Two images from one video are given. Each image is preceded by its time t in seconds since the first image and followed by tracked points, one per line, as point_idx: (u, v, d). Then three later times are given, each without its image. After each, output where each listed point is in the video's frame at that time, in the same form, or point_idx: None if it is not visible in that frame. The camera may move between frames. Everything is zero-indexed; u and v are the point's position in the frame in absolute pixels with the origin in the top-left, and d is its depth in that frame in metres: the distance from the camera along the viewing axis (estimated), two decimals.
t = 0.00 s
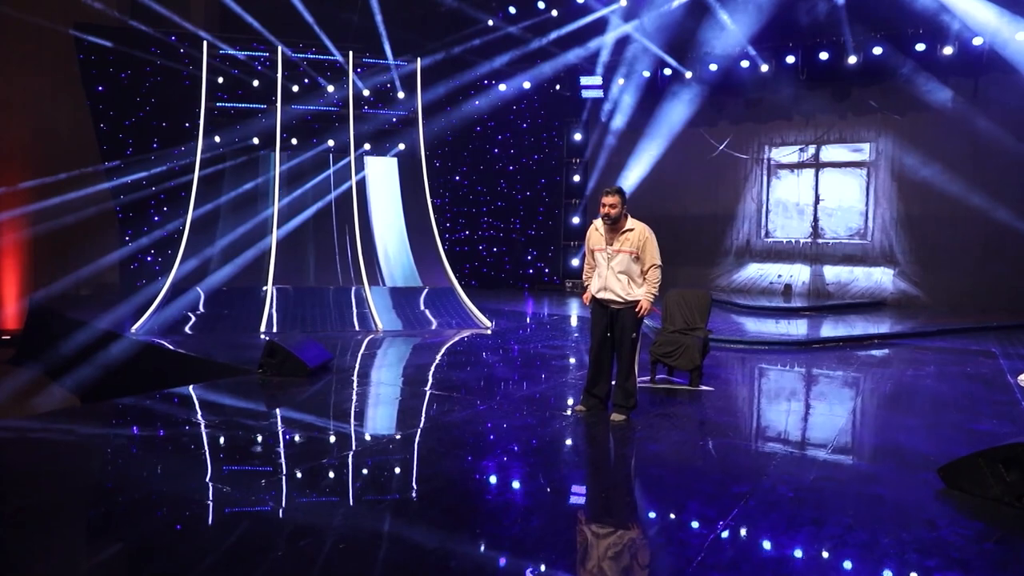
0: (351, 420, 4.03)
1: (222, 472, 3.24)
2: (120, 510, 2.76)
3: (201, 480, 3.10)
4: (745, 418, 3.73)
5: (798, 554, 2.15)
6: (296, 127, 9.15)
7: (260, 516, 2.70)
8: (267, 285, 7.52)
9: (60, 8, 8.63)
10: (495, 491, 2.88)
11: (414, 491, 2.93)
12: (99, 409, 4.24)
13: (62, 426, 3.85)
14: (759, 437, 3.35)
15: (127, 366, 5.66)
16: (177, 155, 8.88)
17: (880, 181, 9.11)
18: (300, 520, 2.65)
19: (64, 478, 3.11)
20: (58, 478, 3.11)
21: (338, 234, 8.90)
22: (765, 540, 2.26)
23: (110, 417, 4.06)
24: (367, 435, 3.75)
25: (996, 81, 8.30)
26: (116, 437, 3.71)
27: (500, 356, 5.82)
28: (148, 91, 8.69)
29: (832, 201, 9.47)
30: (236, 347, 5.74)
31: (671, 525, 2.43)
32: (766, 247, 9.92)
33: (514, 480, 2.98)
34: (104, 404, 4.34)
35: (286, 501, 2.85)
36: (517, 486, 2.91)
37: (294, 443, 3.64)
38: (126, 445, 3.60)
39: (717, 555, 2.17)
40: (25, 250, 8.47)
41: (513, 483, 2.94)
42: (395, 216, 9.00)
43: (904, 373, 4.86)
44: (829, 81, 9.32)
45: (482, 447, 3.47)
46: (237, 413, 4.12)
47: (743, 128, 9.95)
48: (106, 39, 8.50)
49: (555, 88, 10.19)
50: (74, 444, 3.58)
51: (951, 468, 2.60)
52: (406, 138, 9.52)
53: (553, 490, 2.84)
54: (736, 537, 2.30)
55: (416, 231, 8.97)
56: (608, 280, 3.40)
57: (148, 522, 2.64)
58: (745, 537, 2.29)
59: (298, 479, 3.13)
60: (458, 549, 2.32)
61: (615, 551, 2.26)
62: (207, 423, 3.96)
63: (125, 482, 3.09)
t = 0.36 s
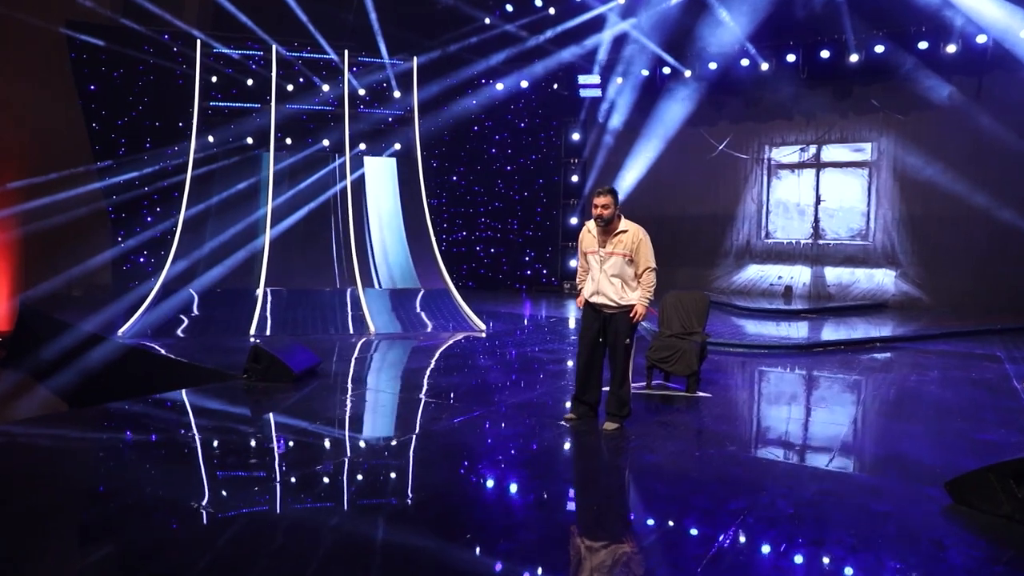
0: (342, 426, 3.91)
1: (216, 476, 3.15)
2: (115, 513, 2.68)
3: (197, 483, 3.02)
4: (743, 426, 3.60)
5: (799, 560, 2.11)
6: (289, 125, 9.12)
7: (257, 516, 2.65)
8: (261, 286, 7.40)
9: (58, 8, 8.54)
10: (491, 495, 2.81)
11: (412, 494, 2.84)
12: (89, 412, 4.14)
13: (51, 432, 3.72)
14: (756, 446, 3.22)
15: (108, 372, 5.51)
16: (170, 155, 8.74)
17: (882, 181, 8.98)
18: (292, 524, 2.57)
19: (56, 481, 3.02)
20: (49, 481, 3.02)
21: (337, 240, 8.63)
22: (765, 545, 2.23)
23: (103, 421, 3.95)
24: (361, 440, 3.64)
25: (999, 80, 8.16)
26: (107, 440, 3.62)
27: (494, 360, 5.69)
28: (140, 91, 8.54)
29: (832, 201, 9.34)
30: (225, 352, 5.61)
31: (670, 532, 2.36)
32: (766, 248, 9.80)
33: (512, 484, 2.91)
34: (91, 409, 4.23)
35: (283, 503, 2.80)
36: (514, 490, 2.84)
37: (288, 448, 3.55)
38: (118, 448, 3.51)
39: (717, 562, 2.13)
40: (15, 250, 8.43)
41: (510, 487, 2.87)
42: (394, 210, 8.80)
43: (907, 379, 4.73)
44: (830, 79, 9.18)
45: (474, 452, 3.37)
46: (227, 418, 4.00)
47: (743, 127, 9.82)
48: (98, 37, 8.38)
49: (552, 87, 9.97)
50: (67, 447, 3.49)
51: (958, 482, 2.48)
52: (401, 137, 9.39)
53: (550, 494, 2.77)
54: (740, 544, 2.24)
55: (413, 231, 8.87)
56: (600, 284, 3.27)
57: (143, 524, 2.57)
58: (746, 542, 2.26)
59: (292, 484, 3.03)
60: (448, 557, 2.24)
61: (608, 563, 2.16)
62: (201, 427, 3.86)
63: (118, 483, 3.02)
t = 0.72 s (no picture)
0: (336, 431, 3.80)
1: (210, 481, 3.06)
2: (110, 515, 2.64)
3: (190, 486, 2.94)
4: (744, 432, 3.47)
5: (800, 564, 2.07)
6: (285, 124, 8.87)
7: (251, 520, 2.58)
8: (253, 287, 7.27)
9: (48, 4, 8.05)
10: (489, 500, 2.71)
11: (408, 498, 2.75)
12: (80, 416, 4.02)
13: (41, 436, 3.61)
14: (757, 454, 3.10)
15: (88, 378, 5.16)
16: (164, 155, 8.69)
17: (885, 181, 8.85)
18: (287, 527, 2.50)
19: (41, 487, 2.92)
20: (35, 486, 2.93)
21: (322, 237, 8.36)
22: (766, 551, 2.17)
23: (96, 425, 3.84)
24: (357, 445, 3.53)
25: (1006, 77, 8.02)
26: (99, 444, 3.52)
27: (490, 364, 5.55)
28: (133, 89, 8.49)
29: (835, 201, 9.21)
30: (214, 356, 5.49)
31: (671, 538, 2.29)
32: (767, 249, 9.67)
33: (511, 488, 2.81)
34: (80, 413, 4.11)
35: (280, 506, 2.74)
36: (513, 495, 2.74)
37: (283, 452, 3.45)
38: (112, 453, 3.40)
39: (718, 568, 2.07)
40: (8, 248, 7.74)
41: (508, 492, 2.77)
42: (394, 210, 8.71)
43: (914, 384, 4.58)
44: (832, 77, 9.05)
45: (468, 457, 3.27)
46: (218, 422, 3.89)
47: (743, 127, 9.69)
48: (91, 35, 8.26)
49: (551, 86, 9.87)
50: (58, 452, 3.40)
51: (974, 498, 2.34)
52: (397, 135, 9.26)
53: (548, 498, 2.69)
54: (746, 552, 2.18)
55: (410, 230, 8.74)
56: (589, 286, 3.13)
57: (139, 528, 2.51)
58: (746, 547, 2.21)
59: (287, 489, 2.91)
60: (439, 568, 2.14)
61: None
62: (195, 432, 3.74)
63: (111, 485, 2.97)
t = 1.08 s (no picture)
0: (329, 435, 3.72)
1: (204, 485, 3.02)
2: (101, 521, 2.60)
3: (184, 492, 2.89)
4: (745, 441, 3.35)
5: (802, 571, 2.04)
6: (280, 123, 8.61)
7: (250, 525, 2.56)
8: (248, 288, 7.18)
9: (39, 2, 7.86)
10: (486, 507, 2.66)
11: (405, 505, 2.72)
12: (71, 420, 3.93)
13: (37, 441, 3.56)
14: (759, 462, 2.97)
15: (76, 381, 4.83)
16: (158, 155, 8.46)
17: (888, 180, 8.72)
18: (283, 535, 2.47)
19: (34, 495, 2.87)
20: (29, 494, 2.87)
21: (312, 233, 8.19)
22: (767, 558, 2.15)
23: (89, 427, 3.79)
24: (352, 450, 3.47)
25: (1012, 75, 7.89)
26: (92, 449, 3.46)
27: (486, 367, 5.42)
28: (127, 88, 8.24)
29: (837, 201, 9.08)
30: (204, 359, 5.37)
31: (670, 544, 2.26)
32: (768, 250, 9.54)
33: (508, 496, 2.74)
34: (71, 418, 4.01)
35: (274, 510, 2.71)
36: (510, 502, 2.68)
37: (278, 457, 3.39)
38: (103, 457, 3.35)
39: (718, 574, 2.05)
40: None
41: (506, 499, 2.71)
42: (383, 212, 8.56)
43: (920, 390, 4.43)
44: (835, 76, 8.92)
45: (461, 464, 3.17)
46: (209, 427, 3.80)
47: (744, 126, 9.56)
48: (83, 33, 8.05)
49: (550, 84, 9.70)
50: (52, 457, 3.34)
51: (991, 516, 2.20)
52: (394, 133, 9.09)
53: (546, 505, 2.64)
54: (747, 562, 2.13)
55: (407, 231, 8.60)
56: (577, 290, 3.01)
57: (129, 537, 2.46)
58: (746, 555, 2.17)
59: (282, 496, 2.87)
60: None
61: None
62: (191, 436, 3.66)
63: (106, 489, 2.95)
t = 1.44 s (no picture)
0: (317, 442, 3.62)
1: (198, 489, 2.99)
2: (94, 523, 2.60)
3: (178, 495, 2.87)
4: (744, 448, 3.23)
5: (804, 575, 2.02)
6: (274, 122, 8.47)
7: (244, 532, 2.53)
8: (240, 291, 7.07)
9: None
10: (484, 513, 2.62)
11: (401, 510, 2.68)
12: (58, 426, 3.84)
13: (25, 446, 3.48)
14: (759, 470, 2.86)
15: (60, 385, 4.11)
16: (151, 154, 8.32)
17: (890, 181, 8.60)
18: (275, 541, 2.44)
19: (22, 502, 2.81)
20: (18, 502, 2.81)
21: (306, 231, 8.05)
22: (767, 562, 2.12)
23: (79, 432, 3.73)
24: (348, 455, 3.41)
25: (1016, 74, 7.77)
26: (83, 454, 3.40)
27: (479, 371, 5.29)
28: (119, 88, 8.11)
29: (839, 202, 8.96)
30: (190, 363, 5.26)
31: (666, 548, 2.24)
32: (769, 251, 9.42)
33: (505, 501, 2.71)
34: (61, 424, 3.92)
35: (269, 516, 2.68)
36: (507, 507, 2.64)
37: (271, 462, 3.33)
38: (93, 461, 3.32)
39: None
40: None
41: (503, 504, 2.67)
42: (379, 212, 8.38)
43: (924, 395, 4.29)
44: (837, 74, 8.80)
45: (453, 470, 3.09)
46: (201, 432, 3.72)
47: (744, 126, 9.44)
48: (76, 31, 7.90)
49: (547, 84, 9.45)
50: (37, 462, 3.27)
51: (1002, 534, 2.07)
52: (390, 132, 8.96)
53: (545, 508, 2.62)
54: (746, 567, 2.10)
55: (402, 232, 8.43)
56: (566, 294, 2.91)
57: (118, 545, 2.41)
58: (746, 560, 2.15)
59: (279, 501, 2.84)
60: None
61: None
62: (183, 441, 3.60)
63: (97, 493, 2.91)
